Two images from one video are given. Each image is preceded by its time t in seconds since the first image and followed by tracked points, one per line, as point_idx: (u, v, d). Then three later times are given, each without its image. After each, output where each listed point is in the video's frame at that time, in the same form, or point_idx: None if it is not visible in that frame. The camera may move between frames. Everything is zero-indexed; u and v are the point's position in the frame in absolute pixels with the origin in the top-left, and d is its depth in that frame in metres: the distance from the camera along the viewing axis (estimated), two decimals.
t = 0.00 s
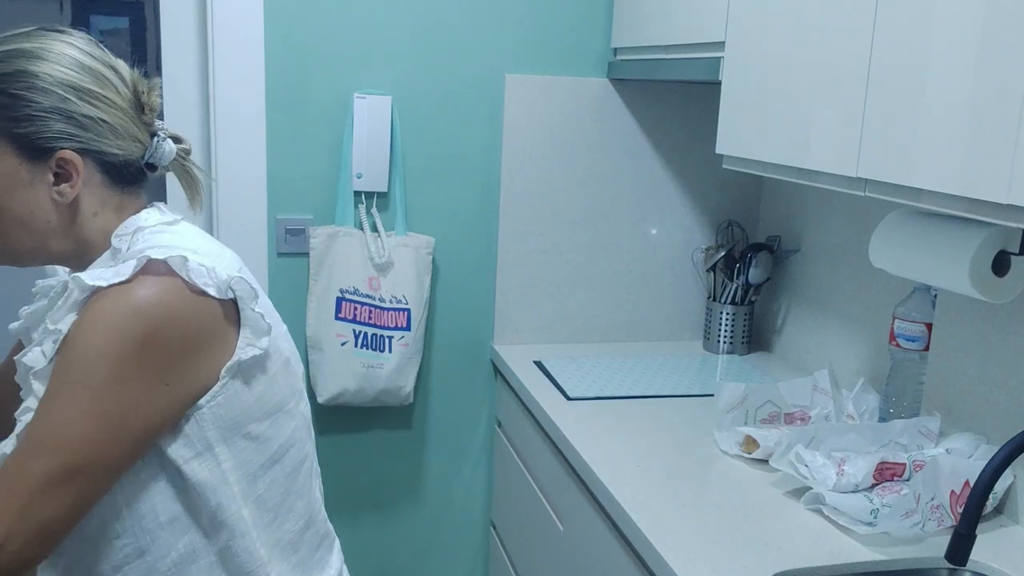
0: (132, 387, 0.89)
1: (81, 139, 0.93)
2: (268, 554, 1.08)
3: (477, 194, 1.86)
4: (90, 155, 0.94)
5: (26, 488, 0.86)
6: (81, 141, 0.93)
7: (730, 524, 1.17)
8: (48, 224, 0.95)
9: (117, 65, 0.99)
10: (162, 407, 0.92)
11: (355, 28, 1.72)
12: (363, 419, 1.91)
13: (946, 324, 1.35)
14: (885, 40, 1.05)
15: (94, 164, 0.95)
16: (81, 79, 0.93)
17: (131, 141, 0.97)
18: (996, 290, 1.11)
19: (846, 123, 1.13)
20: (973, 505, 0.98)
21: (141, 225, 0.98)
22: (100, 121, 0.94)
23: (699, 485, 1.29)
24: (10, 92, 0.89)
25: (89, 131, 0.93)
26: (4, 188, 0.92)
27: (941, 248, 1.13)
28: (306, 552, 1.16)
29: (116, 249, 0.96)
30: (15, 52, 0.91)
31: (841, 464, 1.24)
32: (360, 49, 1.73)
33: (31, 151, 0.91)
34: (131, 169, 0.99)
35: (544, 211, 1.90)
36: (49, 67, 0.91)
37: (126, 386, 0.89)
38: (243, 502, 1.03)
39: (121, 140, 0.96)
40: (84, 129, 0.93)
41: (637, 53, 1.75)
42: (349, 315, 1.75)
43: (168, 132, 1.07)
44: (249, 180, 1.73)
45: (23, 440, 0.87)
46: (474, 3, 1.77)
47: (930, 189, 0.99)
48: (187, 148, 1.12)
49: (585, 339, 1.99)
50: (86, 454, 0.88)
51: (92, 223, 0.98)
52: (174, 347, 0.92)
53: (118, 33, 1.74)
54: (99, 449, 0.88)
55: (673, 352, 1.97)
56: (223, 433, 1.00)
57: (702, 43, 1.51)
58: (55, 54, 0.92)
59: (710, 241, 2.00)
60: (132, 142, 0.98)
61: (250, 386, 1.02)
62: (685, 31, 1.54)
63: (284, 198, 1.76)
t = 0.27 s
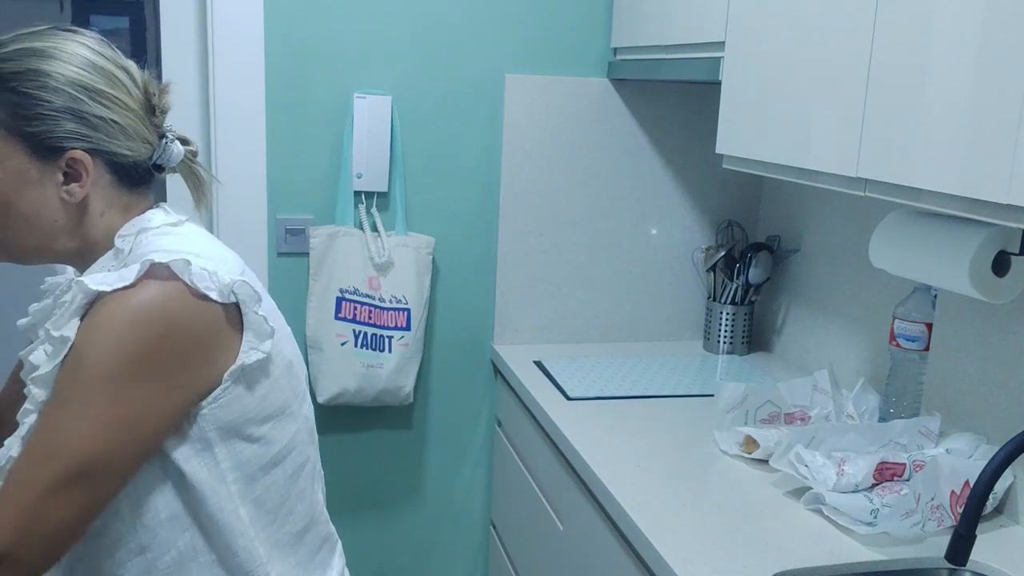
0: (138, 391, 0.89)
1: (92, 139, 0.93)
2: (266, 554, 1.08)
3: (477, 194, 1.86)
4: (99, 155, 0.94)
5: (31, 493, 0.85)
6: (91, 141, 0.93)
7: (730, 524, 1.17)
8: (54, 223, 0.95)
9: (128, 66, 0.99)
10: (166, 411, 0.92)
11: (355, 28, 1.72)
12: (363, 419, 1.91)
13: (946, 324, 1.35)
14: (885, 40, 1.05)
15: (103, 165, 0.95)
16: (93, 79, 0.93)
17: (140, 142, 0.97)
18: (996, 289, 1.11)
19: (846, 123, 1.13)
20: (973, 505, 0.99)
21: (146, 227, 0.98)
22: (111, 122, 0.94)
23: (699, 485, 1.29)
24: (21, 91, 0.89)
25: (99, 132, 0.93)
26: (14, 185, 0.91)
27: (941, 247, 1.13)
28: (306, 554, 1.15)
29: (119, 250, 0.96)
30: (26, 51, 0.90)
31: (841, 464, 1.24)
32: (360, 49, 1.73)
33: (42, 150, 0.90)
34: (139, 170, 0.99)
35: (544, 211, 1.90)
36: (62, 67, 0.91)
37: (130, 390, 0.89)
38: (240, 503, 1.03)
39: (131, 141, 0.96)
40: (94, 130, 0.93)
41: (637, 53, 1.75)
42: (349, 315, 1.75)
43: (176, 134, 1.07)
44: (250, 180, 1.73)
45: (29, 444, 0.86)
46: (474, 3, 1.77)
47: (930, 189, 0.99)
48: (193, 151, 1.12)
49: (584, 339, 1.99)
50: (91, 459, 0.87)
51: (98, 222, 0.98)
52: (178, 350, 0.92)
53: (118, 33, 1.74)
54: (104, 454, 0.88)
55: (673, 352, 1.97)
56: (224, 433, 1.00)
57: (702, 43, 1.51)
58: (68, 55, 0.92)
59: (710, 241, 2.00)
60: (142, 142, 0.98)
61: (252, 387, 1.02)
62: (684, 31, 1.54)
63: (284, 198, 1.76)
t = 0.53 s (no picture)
0: (111, 405, 0.90)
1: (102, 141, 0.93)
2: (265, 559, 1.08)
3: (477, 194, 1.86)
4: (108, 156, 0.94)
5: None
6: (100, 142, 0.93)
7: (730, 524, 1.17)
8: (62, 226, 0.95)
9: (140, 66, 0.99)
10: (143, 425, 0.92)
11: (355, 28, 1.72)
12: (363, 419, 1.91)
13: (946, 324, 1.35)
14: (885, 40, 1.05)
15: (112, 166, 0.95)
16: (104, 80, 0.93)
17: (149, 143, 0.97)
18: (995, 289, 1.10)
19: (847, 123, 1.13)
20: (973, 505, 0.98)
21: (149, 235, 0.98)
22: (121, 122, 0.94)
23: (700, 485, 1.29)
24: (33, 91, 0.89)
25: (109, 133, 0.93)
26: (23, 186, 0.91)
27: (942, 247, 1.13)
28: (306, 561, 1.15)
29: (119, 257, 0.96)
30: (37, 50, 0.90)
31: (841, 464, 1.24)
32: (360, 48, 1.73)
33: (52, 151, 0.90)
34: (148, 172, 0.99)
35: (544, 211, 1.90)
36: (73, 67, 0.91)
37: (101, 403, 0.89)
38: (235, 509, 1.03)
39: (140, 142, 0.96)
40: (104, 131, 0.93)
41: (637, 53, 1.75)
42: (349, 315, 1.75)
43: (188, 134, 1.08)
44: (250, 180, 1.73)
45: None
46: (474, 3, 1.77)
47: (930, 189, 0.99)
48: (204, 152, 1.12)
49: (584, 339, 1.99)
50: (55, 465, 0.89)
51: (104, 224, 0.98)
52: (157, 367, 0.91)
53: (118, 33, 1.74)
54: (71, 461, 0.90)
55: (673, 352, 1.97)
56: (218, 440, 1.00)
57: (702, 43, 1.51)
58: (79, 54, 0.92)
59: (710, 241, 2.00)
60: (152, 144, 0.98)
61: (247, 398, 1.01)
62: (685, 30, 1.54)
63: (284, 198, 1.76)
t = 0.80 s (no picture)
0: (184, 411, 0.87)
1: (128, 135, 0.93)
2: (312, 545, 1.08)
3: (477, 194, 1.86)
4: (134, 151, 0.94)
5: (117, 520, 0.86)
6: (128, 137, 0.93)
7: (731, 524, 1.17)
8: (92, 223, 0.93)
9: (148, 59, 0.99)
10: (229, 415, 0.92)
11: (355, 28, 1.72)
12: (364, 419, 1.91)
13: (946, 324, 1.35)
14: (886, 40, 1.05)
15: (138, 162, 0.95)
16: (126, 73, 0.92)
17: (167, 138, 0.98)
18: (995, 289, 1.11)
19: (847, 123, 1.13)
20: (973, 505, 0.99)
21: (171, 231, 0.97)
22: (144, 117, 0.94)
23: (700, 485, 1.29)
24: (63, 86, 0.88)
25: (135, 127, 0.93)
26: (48, 184, 0.89)
27: (942, 246, 1.13)
28: (341, 543, 1.15)
29: (145, 254, 0.95)
30: (58, 45, 0.89)
31: (841, 464, 1.24)
32: (360, 48, 1.73)
33: (82, 146, 0.89)
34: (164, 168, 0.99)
35: (544, 211, 1.90)
36: (96, 60, 0.90)
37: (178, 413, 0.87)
38: (285, 498, 1.03)
39: (162, 138, 0.97)
40: (130, 125, 0.93)
41: (637, 53, 1.75)
42: (349, 315, 1.75)
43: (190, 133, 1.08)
44: (250, 180, 1.73)
45: (99, 473, 0.86)
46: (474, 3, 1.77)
47: (930, 189, 0.99)
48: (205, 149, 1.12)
49: (584, 339, 1.99)
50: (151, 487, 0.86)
51: (122, 222, 0.96)
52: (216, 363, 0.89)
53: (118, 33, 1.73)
54: (187, 472, 0.89)
55: (673, 352, 1.97)
56: (267, 428, 0.99)
57: (702, 43, 1.51)
58: (99, 48, 0.91)
59: (710, 241, 2.00)
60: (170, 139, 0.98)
61: (291, 382, 1.00)
62: (685, 30, 1.54)
63: (284, 198, 1.76)
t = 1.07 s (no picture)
0: (364, 376, 0.98)
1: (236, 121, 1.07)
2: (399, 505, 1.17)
3: (477, 194, 1.86)
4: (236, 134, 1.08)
5: (366, 493, 0.98)
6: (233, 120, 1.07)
7: (731, 524, 1.17)
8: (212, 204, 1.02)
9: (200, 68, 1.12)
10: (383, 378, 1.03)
11: (355, 28, 1.72)
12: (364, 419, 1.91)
13: (947, 324, 1.35)
14: (886, 40, 1.05)
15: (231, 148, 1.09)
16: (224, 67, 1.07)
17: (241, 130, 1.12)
18: (995, 289, 1.10)
19: (847, 123, 1.13)
20: (973, 505, 0.99)
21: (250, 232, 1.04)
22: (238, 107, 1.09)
23: (701, 485, 1.29)
24: (207, 62, 1.00)
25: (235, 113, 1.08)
26: (201, 152, 0.98)
27: (942, 246, 1.13)
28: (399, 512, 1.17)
29: (246, 249, 1.02)
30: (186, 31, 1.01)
31: (841, 464, 1.23)
32: (360, 48, 1.73)
33: (221, 121, 1.02)
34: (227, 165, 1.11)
35: (544, 211, 1.90)
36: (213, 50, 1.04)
37: (343, 378, 0.96)
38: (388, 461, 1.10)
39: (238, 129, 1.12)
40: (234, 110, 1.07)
41: (637, 53, 1.75)
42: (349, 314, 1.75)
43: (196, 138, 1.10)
44: (250, 181, 1.73)
45: (317, 459, 0.96)
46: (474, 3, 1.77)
47: (930, 189, 0.99)
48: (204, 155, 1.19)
49: (584, 339, 1.99)
50: (336, 449, 0.96)
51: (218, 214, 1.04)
52: (355, 325, 0.99)
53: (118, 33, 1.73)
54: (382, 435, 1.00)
55: (673, 352, 1.97)
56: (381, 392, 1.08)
57: (702, 43, 1.51)
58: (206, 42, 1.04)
59: (710, 241, 2.00)
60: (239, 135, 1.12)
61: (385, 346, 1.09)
62: (685, 30, 1.54)
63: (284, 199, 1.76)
